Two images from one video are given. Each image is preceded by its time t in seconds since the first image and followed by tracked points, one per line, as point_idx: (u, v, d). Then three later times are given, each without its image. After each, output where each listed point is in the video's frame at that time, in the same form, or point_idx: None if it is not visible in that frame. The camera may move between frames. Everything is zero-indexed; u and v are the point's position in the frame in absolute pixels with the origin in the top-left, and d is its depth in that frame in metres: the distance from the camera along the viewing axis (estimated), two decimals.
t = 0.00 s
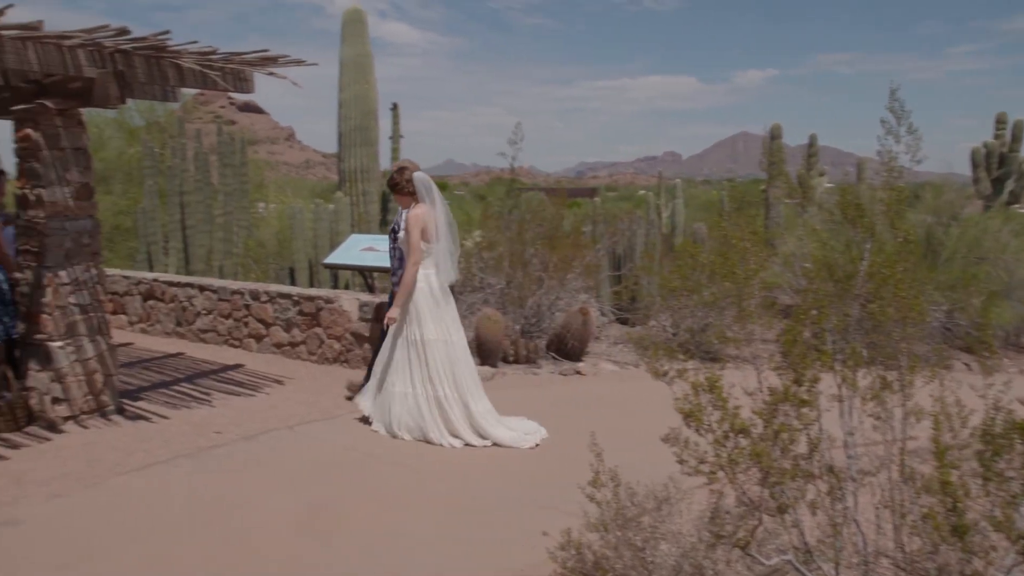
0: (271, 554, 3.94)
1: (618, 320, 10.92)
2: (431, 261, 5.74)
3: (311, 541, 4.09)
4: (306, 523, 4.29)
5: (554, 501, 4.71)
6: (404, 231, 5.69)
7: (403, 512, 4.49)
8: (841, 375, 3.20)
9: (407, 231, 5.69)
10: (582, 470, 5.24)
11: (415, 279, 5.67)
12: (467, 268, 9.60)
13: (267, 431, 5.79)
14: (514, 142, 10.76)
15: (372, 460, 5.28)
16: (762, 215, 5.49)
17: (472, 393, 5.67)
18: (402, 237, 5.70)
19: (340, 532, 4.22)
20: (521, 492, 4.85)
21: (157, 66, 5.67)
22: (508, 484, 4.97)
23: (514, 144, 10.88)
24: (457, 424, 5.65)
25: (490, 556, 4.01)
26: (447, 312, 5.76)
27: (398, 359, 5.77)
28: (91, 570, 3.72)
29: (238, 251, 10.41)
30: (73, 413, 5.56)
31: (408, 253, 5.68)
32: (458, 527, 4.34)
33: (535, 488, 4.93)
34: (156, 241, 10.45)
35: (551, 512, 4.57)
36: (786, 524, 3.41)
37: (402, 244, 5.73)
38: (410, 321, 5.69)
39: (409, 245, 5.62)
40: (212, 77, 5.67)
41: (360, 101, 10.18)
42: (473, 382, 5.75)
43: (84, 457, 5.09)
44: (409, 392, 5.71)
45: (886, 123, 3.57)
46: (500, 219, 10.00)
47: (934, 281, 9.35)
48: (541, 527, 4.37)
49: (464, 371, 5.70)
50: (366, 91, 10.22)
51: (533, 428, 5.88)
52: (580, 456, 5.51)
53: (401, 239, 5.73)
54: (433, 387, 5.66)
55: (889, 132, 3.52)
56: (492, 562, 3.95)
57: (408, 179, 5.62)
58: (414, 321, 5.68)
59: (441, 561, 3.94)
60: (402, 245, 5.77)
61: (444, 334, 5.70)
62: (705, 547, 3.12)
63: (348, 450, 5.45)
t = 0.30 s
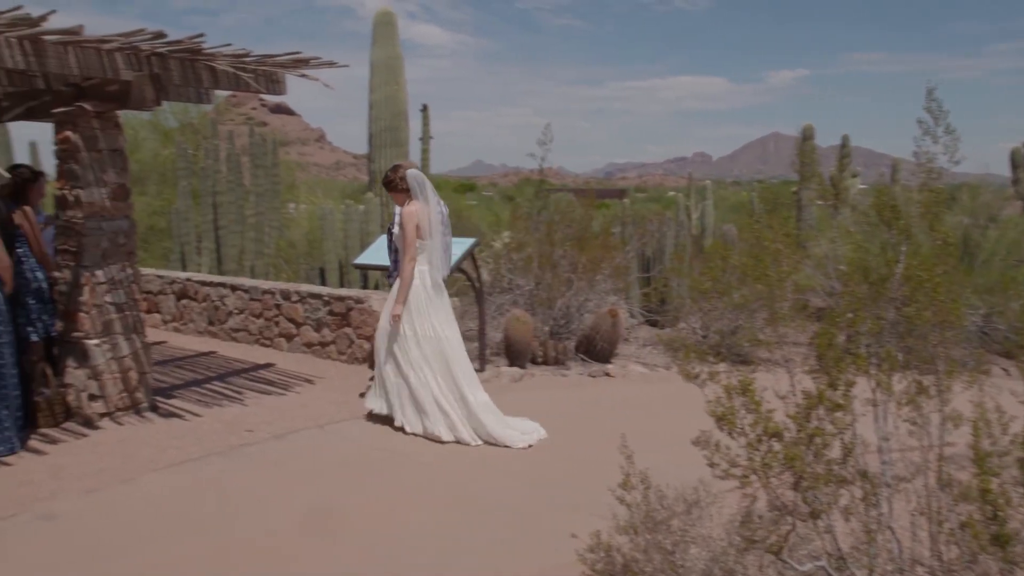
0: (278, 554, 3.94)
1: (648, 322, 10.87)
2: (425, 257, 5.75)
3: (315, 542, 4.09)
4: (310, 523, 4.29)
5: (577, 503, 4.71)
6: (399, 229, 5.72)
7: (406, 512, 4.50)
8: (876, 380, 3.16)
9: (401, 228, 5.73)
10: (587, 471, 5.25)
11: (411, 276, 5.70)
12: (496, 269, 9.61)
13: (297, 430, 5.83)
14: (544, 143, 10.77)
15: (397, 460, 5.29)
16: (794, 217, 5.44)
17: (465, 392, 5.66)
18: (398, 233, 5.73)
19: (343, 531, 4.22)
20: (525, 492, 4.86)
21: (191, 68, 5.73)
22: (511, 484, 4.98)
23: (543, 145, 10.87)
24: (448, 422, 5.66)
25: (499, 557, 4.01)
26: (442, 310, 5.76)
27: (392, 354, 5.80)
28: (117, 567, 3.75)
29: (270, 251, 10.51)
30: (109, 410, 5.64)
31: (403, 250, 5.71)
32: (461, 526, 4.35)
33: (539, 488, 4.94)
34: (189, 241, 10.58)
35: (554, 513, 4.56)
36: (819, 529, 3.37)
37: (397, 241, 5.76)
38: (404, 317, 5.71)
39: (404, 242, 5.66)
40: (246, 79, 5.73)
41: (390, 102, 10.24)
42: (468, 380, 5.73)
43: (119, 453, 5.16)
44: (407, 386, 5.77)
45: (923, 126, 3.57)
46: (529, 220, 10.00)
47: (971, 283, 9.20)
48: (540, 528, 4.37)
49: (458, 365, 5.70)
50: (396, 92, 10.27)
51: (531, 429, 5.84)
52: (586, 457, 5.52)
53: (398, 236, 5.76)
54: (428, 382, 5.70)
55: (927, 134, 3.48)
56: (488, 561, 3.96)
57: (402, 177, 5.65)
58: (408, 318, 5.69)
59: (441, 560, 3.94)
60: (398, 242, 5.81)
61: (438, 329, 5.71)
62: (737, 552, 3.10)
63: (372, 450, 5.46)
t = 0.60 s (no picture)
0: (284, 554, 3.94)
1: (680, 324, 10.81)
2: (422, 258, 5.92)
3: (342, 540, 4.11)
4: (313, 523, 4.28)
5: (610, 506, 4.69)
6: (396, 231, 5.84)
7: (410, 511, 4.50)
8: (917, 384, 3.11)
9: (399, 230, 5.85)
10: (593, 472, 5.24)
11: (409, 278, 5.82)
12: (528, 270, 9.62)
13: (331, 428, 5.88)
14: (576, 144, 10.75)
15: (427, 460, 5.31)
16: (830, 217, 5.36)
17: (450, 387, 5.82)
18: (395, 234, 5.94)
19: (369, 530, 4.24)
20: (531, 492, 4.85)
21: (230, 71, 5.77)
22: (513, 484, 4.97)
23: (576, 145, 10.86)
24: (433, 416, 5.83)
25: (505, 556, 4.01)
26: (435, 307, 5.92)
27: (385, 351, 5.99)
28: (151, 561, 3.80)
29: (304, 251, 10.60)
30: (147, 406, 5.73)
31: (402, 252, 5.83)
32: (464, 526, 4.34)
33: (546, 488, 4.93)
34: (224, 241, 10.72)
35: (558, 514, 4.56)
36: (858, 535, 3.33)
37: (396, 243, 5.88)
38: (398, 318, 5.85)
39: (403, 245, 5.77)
40: (282, 80, 5.78)
41: (423, 102, 10.28)
42: (454, 376, 5.88)
43: (158, 449, 5.24)
44: (394, 385, 5.91)
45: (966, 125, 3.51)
46: (561, 222, 9.99)
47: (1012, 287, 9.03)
48: (539, 528, 4.36)
49: (446, 365, 5.84)
50: (428, 92, 10.29)
51: (523, 427, 5.92)
52: (595, 458, 5.51)
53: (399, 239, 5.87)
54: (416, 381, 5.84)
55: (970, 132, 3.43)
56: (488, 561, 3.96)
57: (398, 181, 5.77)
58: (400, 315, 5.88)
59: (443, 561, 3.94)
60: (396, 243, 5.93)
61: (428, 330, 5.85)
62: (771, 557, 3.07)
63: (406, 450, 5.48)
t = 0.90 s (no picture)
0: (291, 554, 3.92)
1: (713, 325, 10.73)
2: (420, 254, 6.05)
3: (376, 538, 4.13)
4: (317, 523, 4.27)
5: (644, 508, 4.67)
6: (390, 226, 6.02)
7: (414, 511, 4.48)
8: (961, 390, 3.05)
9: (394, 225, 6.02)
10: (598, 472, 5.21)
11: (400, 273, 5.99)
12: (560, 270, 9.60)
13: (365, 427, 5.91)
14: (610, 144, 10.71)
15: (459, 459, 5.32)
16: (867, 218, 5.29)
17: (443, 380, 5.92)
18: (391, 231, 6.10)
19: (403, 529, 4.25)
20: (555, 493, 4.83)
21: (267, 72, 5.82)
22: (512, 483, 4.96)
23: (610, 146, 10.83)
24: (424, 407, 5.93)
25: (510, 556, 4.00)
26: (429, 302, 6.05)
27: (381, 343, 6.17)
28: (188, 556, 3.85)
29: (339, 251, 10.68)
30: (184, 403, 5.82)
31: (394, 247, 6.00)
32: (498, 526, 4.34)
33: (550, 488, 4.91)
34: (260, 240, 10.84)
35: (558, 514, 4.54)
36: (897, 542, 3.27)
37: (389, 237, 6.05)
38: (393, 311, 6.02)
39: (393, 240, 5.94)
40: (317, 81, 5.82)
41: (457, 103, 10.31)
42: (446, 369, 5.98)
43: (195, 445, 5.31)
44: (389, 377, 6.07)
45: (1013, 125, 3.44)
46: (594, 222, 9.97)
47: None
48: (551, 528, 4.35)
49: (437, 358, 5.97)
50: (462, 93, 10.31)
51: (515, 423, 5.97)
52: (604, 458, 5.48)
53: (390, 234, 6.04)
54: (409, 374, 5.99)
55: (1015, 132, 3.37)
56: (489, 560, 3.95)
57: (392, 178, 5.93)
58: (396, 308, 6.02)
59: (445, 562, 3.92)
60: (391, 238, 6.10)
61: (421, 324, 5.99)
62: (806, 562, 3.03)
63: (439, 449, 5.50)
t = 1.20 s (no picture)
0: (321, 552, 3.92)
1: (753, 327, 10.62)
2: (432, 253, 6.18)
3: (416, 536, 4.15)
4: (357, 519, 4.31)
5: (684, 510, 4.63)
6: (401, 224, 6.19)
7: (434, 511, 4.47)
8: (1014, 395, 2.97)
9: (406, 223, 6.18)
10: (640, 474, 5.19)
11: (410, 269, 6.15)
12: (599, 271, 9.58)
13: (404, 425, 5.95)
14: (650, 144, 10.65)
15: (499, 459, 5.33)
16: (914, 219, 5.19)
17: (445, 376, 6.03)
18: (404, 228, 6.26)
19: (443, 527, 4.27)
20: (593, 495, 4.81)
21: (309, 74, 5.88)
22: (512, 483, 4.92)
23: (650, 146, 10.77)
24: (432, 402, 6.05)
25: (535, 558, 3.98)
26: (439, 300, 6.18)
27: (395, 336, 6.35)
28: (233, 550, 3.90)
29: (379, 250, 10.77)
30: (227, 399, 5.91)
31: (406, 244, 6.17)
32: (538, 526, 4.34)
33: (593, 489, 4.90)
34: (301, 240, 10.96)
35: (559, 515, 4.50)
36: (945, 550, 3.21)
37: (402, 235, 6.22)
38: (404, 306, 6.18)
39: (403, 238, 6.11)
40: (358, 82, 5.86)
41: (497, 103, 10.33)
42: (453, 364, 6.11)
43: (238, 441, 5.39)
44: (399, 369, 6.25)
45: None
46: (634, 223, 9.92)
47: None
48: (590, 529, 4.34)
49: (444, 353, 6.10)
50: (502, 93, 10.33)
51: (516, 416, 6.07)
52: (632, 459, 5.45)
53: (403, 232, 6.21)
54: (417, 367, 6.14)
55: None
56: (529, 560, 3.95)
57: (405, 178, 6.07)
58: (405, 306, 6.16)
59: (467, 563, 3.90)
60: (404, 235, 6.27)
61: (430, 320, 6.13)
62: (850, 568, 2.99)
63: (479, 449, 5.51)
